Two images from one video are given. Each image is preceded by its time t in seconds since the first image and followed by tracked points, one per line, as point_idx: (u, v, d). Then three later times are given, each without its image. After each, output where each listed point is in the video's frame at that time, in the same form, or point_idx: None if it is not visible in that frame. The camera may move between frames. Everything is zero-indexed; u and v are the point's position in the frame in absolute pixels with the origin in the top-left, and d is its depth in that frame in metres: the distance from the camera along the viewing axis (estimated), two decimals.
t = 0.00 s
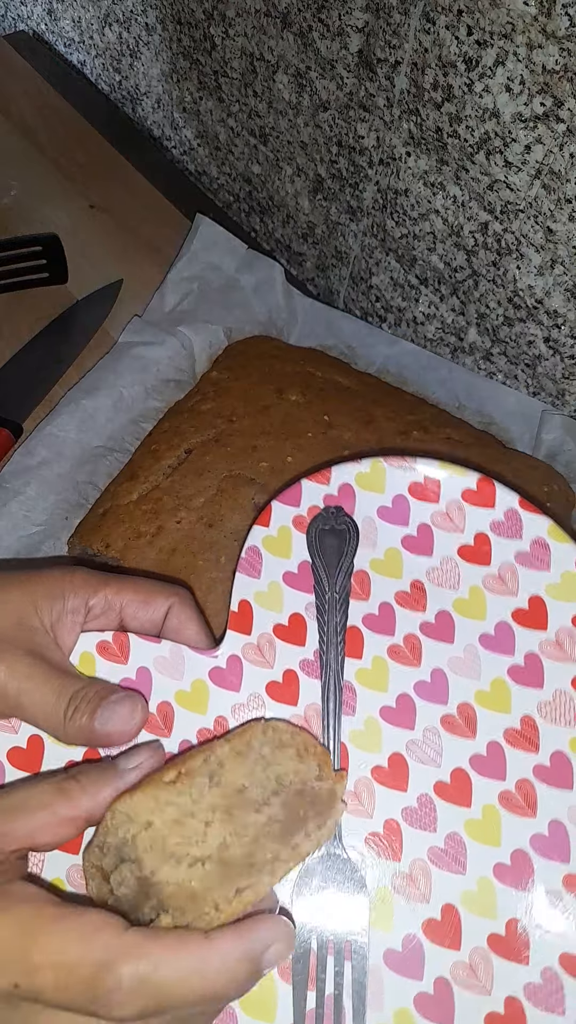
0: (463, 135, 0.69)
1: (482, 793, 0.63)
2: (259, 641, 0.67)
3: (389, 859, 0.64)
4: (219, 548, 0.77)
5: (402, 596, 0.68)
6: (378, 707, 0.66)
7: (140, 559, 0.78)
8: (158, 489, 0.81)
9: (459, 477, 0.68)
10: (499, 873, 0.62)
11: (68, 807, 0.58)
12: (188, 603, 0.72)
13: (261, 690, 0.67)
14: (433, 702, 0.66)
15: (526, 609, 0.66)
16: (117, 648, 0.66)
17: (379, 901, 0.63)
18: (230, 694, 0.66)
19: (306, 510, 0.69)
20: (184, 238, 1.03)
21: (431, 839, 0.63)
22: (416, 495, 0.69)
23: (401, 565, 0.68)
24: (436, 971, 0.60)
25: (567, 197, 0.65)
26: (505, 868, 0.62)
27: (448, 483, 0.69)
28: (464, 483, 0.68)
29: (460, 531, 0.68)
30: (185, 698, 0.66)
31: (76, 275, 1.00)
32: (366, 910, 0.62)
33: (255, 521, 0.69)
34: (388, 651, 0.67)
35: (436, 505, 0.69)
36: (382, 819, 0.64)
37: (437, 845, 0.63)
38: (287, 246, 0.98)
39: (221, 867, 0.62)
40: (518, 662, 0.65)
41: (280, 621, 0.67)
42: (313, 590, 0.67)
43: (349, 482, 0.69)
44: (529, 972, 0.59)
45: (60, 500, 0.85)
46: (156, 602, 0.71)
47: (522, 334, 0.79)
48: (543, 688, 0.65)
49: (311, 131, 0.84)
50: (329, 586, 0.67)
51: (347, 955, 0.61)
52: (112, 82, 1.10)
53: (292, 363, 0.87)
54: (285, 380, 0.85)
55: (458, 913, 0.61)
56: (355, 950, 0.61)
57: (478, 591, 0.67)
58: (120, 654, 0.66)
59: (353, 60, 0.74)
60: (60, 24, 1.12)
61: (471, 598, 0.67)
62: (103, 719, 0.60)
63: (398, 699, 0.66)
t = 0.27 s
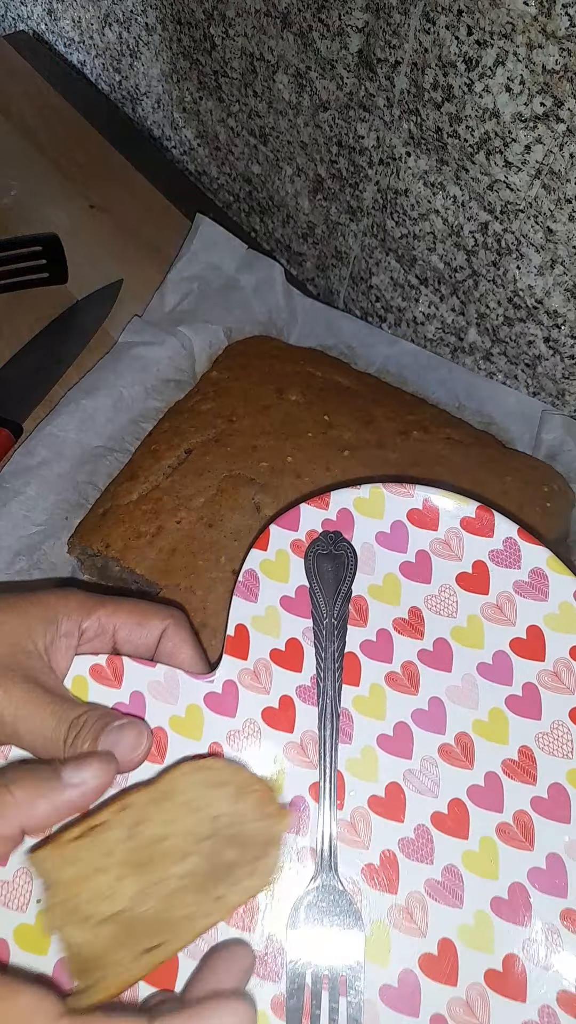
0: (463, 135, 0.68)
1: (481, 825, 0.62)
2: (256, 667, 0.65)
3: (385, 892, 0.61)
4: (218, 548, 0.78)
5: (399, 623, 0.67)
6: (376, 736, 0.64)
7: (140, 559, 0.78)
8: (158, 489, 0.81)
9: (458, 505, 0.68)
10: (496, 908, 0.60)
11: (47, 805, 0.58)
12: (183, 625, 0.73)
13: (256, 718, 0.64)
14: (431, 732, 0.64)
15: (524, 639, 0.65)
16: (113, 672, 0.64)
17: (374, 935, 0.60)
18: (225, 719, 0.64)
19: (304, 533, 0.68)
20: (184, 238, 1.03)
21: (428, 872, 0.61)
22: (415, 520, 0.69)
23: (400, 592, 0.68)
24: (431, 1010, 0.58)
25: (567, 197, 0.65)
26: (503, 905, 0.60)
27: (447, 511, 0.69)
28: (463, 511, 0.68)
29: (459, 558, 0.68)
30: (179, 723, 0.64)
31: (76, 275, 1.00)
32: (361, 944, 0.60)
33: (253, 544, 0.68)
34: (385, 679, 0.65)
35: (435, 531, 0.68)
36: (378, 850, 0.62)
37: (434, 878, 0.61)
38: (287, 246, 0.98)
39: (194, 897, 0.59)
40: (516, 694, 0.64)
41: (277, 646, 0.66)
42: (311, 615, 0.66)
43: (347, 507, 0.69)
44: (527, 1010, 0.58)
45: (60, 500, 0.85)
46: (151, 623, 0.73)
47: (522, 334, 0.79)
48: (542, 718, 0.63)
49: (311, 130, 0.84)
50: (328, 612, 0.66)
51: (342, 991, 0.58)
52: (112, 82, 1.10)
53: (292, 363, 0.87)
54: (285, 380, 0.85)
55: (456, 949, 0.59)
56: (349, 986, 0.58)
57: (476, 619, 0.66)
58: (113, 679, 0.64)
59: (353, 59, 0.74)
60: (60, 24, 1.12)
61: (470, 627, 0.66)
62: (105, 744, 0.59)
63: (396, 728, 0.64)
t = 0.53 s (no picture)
0: (463, 135, 0.69)
1: (479, 842, 0.62)
2: (254, 685, 0.65)
3: (384, 908, 0.61)
4: (218, 548, 0.78)
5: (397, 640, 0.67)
6: (374, 754, 0.64)
7: (140, 559, 0.78)
8: (158, 489, 0.81)
9: (457, 519, 0.68)
10: (494, 924, 0.60)
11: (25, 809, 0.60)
12: (182, 640, 0.73)
13: (256, 735, 0.64)
14: (430, 749, 0.64)
15: (522, 655, 0.65)
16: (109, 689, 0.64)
17: (373, 952, 0.60)
18: (225, 736, 0.64)
19: (303, 548, 0.68)
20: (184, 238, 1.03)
21: (427, 889, 0.61)
22: (414, 535, 0.69)
23: (398, 607, 0.67)
24: None
25: (567, 197, 0.65)
26: (501, 921, 0.60)
27: (446, 525, 0.69)
28: (462, 526, 0.68)
29: (457, 573, 0.68)
30: (179, 740, 0.64)
31: (76, 275, 1.00)
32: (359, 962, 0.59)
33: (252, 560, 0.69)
34: (384, 696, 0.65)
35: (433, 547, 0.68)
36: (377, 867, 0.62)
37: (432, 895, 0.61)
38: (287, 246, 0.98)
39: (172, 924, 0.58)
40: (514, 710, 0.64)
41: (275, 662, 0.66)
42: (310, 631, 0.66)
43: (346, 521, 0.69)
44: None
45: (60, 500, 0.85)
46: (149, 640, 0.72)
47: (523, 334, 0.79)
48: (540, 735, 0.64)
49: (311, 130, 0.84)
50: (327, 628, 0.66)
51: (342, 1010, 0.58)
52: (112, 82, 1.10)
53: (292, 363, 0.87)
54: (285, 380, 0.85)
55: (453, 965, 0.59)
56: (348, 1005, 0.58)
57: (474, 636, 0.66)
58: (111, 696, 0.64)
59: (353, 59, 0.74)
60: (60, 24, 1.12)
61: (467, 643, 0.66)
62: (113, 761, 0.60)
63: (395, 745, 0.64)
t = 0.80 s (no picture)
0: (464, 133, 0.68)
1: (493, 831, 0.61)
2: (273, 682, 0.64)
3: (405, 899, 0.60)
4: (218, 548, 0.77)
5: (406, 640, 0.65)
6: (391, 748, 0.63)
7: (140, 559, 0.78)
8: (158, 489, 0.81)
9: (462, 524, 0.66)
10: (514, 911, 0.59)
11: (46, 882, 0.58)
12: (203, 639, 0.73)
13: (275, 731, 0.63)
14: (443, 742, 0.63)
15: (525, 652, 0.64)
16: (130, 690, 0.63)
17: (398, 944, 0.59)
18: (245, 734, 0.62)
19: (315, 549, 0.67)
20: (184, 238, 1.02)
21: (447, 877, 0.60)
22: (420, 536, 0.67)
23: (406, 607, 0.66)
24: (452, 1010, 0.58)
25: (569, 196, 0.65)
26: (519, 906, 0.59)
27: (450, 527, 0.67)
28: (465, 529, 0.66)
29: (462, 576, 0.66)
30: (200, 739, 0.62)
31: (76, 275, 1.00)
32: (386, 952, 0.59)
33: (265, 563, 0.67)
34: (396, 694, 0.64)
35: (438, 549, 0.67)
36: (399, 857, 0.61)
37: (453, 884, 0.60)
38: (287, 245, 0.98)
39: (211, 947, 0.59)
40: (520, 705, 0.63)
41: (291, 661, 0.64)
42: (324, 630, 0.65)
43: (356, 526, 0.67)
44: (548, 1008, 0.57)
45: (59, 500, 0.85)
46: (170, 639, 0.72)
47: (524, 333, 0.79)
48: (547, 730, 0.63)
49: (311, 129, 0.83)
50: (340, 629, 0.64)
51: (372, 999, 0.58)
52: (111, 80, 1.10)
53: (292, 363, 0.87)
54: (286, 379, 0.85)
55: (476, 951, 0.58)
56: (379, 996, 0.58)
57: (480, 635, 0.65)
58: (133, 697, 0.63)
59: (354, 57, 0.74)
60: (59, 22, 1.11)
61: (473, 642, 0.65)
62: (136, 773, 0.58)
63: (410, 739, 0.63)
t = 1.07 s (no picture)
0: (464, 133, 0.68)
1: (511, 861, 0.61)
2: (282, 703, 0.64)
3: (419, 930, 0.59)
4: (218, 549, 0.77)
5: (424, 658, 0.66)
6: (405, 771, 0.63)
7: (139, 559, 0.78)
8: (158, 489, 0.80)
9: (480, 535, 0.69)
10: (530, 944, 0.59)
11: (85, 868, 0.57)
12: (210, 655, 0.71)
13: (284, 752, 0.63)
14: (460, 767, 0.63)
15: (549, 673, 0.66)
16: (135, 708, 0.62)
17: (411, 979, 0.58)
18: (252, 757, 0.63)
19: (327, 563, 0.67)
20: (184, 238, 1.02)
21: (462, 909, 0.60)
22: (439, 551, 0.68)
23: (424, 624, 0.67)
24: None
25: (569, 195, 0.65)
26: (536, 942, 0.59)
27: (470, 541, 0.69)
28: (486, 544, 0.69)
29: (483, 592, 0.68)
30: (207, 761, 0.62)
31: (75, 275, 0.99)
32: (398, 987, 0.58)
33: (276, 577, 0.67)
34: (413, 714, 0.64)
35: (458, 564, 0.68)
36: (411, 888, 0.60)
37: (467, 916, 0.60)
38: (287, 244, 0.98)
39: (229, 962, 0.58)
40: (541, 726, 0.65)
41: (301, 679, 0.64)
42: (337, 647, 0.65)
43: (371, 540, 0.68)
44: None
45: (59, 500, 0.85)
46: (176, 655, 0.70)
47: (524, 333, 0.79)
48: (568, 753, 0.64)
49: (311, 128, 0.83)
50: (354, 645, 0.65)
51: None
52: (111, 80, 1.09)
53: (292, 363, 0.87)
54: (286, 379, 0.85)
55: (492, 988, 0.58)
56: None
57: (502, 653, 0.66)
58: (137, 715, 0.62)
59: (354, 57, 0.74)
60: (59, 21, 1.11)
61: (494, 659, 0.66)
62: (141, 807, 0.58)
63: (425, 763, 0.63)
